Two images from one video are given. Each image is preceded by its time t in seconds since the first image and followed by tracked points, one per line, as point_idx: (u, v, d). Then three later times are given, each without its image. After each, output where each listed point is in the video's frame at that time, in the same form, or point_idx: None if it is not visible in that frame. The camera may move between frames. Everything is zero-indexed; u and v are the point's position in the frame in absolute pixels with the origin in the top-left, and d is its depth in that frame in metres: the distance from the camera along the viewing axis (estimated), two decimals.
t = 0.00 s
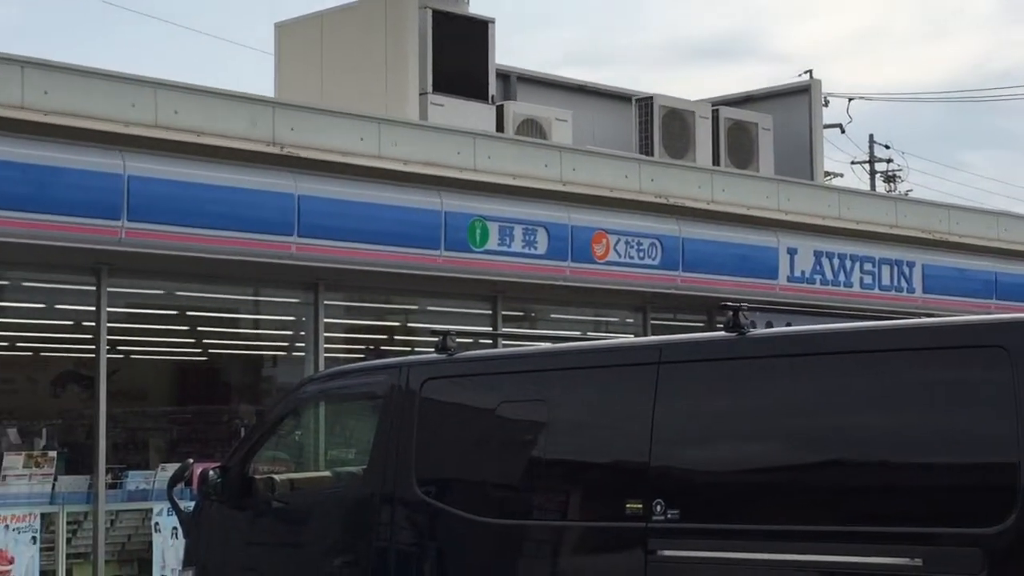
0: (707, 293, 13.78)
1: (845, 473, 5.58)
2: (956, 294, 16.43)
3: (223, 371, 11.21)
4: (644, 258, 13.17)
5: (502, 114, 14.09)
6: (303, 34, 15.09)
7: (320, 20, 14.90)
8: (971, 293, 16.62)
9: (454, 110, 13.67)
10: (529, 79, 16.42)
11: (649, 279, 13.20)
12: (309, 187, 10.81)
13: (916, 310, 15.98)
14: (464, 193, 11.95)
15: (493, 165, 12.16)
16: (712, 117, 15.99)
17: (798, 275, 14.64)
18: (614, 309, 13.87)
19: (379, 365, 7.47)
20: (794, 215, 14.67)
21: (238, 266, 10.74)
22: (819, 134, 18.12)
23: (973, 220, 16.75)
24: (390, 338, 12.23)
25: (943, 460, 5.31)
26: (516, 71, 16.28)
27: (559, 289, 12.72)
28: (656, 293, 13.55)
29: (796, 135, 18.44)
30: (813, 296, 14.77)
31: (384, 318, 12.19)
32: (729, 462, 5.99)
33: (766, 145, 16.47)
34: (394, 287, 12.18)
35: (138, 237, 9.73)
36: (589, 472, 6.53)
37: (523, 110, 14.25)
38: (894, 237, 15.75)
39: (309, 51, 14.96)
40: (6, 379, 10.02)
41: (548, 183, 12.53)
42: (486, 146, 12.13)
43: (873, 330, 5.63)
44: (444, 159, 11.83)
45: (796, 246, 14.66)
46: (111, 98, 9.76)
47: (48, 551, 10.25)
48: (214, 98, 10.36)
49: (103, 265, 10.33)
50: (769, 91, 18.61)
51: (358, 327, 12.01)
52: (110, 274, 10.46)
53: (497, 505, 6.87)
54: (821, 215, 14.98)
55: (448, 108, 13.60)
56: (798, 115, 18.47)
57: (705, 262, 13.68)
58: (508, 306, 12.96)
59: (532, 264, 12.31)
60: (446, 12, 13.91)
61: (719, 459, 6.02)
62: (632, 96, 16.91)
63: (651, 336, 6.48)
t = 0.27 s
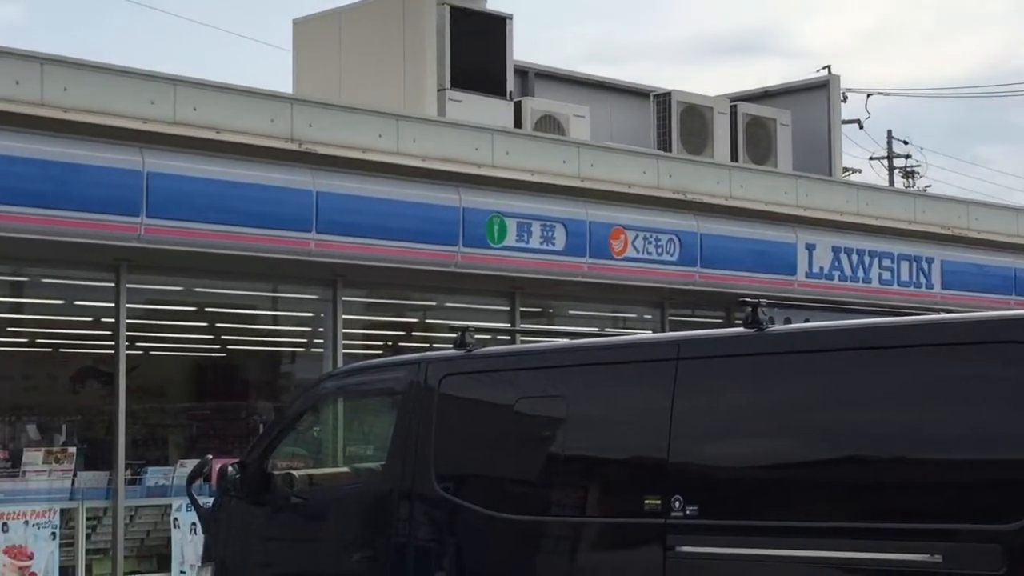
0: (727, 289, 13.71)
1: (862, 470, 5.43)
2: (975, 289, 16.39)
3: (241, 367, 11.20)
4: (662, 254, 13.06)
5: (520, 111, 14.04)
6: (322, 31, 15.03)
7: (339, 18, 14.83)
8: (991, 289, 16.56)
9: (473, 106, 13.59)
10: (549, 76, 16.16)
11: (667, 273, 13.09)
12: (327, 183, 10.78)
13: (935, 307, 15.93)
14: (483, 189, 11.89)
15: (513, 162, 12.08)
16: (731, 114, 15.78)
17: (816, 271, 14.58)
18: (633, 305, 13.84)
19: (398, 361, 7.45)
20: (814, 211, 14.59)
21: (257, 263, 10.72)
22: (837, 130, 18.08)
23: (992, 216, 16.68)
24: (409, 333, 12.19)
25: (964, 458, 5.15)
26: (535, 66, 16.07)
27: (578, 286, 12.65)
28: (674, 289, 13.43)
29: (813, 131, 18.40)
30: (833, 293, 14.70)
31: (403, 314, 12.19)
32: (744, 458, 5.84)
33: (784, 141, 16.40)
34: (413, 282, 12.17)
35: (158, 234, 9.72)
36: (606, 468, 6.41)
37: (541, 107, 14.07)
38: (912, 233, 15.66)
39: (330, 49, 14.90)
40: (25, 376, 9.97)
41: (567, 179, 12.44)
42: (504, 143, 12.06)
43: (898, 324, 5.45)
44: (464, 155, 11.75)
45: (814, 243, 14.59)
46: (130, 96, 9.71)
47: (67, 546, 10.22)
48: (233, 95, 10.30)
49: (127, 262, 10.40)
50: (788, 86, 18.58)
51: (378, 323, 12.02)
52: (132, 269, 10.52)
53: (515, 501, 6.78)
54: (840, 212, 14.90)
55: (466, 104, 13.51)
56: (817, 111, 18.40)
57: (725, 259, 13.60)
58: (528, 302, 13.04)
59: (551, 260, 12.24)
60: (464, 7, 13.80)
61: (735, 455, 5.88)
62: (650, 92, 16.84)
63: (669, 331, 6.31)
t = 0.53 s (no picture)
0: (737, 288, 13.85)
1: (874, 464, 5.48)
2: (982, 287, 16.51)
3: (264, 362, 11.34)
4: (675, 252, 13.20)
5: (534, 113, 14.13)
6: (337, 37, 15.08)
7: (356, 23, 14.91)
8: (998, 286, 16.68)
9: (489, 108, 13.68)
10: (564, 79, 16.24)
11: (680, 271, 13.25)
12: (346, 184, 10.92)
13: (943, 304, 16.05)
14: (499, 188, 12.03)
15: (526, 163, 12.14)
16: (742, 114, 15.92)
17: (826, 269, 14.69)
18: (645, 303, 13.99)
19: (415, 357, 7.60)
20: (823, 210, 14.72)
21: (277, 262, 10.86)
22: (847, 130, 18.20)
23: (1000, 215, 16.79)
24: (426, 331, 12.40)
25: (977, 452, 5.19)
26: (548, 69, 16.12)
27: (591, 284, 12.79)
28: (685, 287, 13.57)
29: (823, 131, 18.53)
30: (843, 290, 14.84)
31: (419, 312, 12.36)
32: (757, 452, 5.89)
33: (794, 141, 16.51)
34: (429, 280, 12.32)
35: (181, 233, 9.87)
36: (620, 461, 6.46)
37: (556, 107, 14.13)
38: (920, 232, 15.78)
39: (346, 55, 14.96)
40: (52, 371, 10.14)
41: (581, 178, 12.55)
42: (518, 144, 12.13)
43: (912, 320, 5.50)
44: (480, 156, 11.84)
45: (824, 241, 14.71)
46: (153, 98, 9.86)
47: (94, 538, 10.35)
48: (254, 97, 10.44)
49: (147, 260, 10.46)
50: (798, 86, 18.71)
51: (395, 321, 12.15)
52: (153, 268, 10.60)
53: (533, 494, 6.83)
54: (849, 211, 15.02)
55: (484, 107, 13.62)
56: (827, 112, 18.53)
57: (735, 257, 13.75)
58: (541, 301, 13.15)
59: (566, 259, 12.37)
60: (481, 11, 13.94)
61: (747, 449, 5.93)
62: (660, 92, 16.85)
63: (682, 327, 6.38)
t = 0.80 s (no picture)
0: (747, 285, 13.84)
1: (890, 460, 5.55)
2: (991, 286, 16.56)
3: (281, 360, 11.28)
4: (687, 251, 13.15)
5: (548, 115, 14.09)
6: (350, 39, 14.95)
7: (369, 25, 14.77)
8: (1007, 285, 16.75)
9: (503, 109, 13.57)
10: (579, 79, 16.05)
11: (693, 271, 13.21)
12: (363, 184, 10.79)
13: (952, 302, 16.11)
14: (514, 188, 11.93)
15: (540, 163, 12.10)
16: (753, 114, 16.00)
17: (837, 268, 14.70)
18: (660, 301, 13.90)
19: (431, 355, 7.68)
20: (835, 209, 14.79)
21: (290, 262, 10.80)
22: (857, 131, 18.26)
23: (1010, 215, 16.86)
24: (442, 330, 12.33)
25: (991, 448, 5.25)
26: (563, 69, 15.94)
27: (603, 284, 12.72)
28: (697, 286, 13.54)
29: (836, 131, 18.59)
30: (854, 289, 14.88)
31: (434, 310, 12.27)
32: (772, 449, 5.96)
33: (806, 141, 16.58)
34: (445, 279, 12.21)
35: (201, 233, 9.69)
36: (634, 458, 6.54)
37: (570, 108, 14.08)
38: (930, 230, 15.84)
39: (359, 57, 14.82)
40: (74, 369, 10.12)
41: (594, 178, 12.51)
42: (534, 147, 12.09)
43: (923, 319, 5.57)
44: (494, 158, 11.78)
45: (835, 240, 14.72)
46: (172, 99, 9.66)
47: (116, 533, 10.36)
48: (272, 98, 10.27)
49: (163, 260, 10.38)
50: (808, 87, 18.78)
51: (412, 318, 12.07)
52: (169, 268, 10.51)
53: (548, 491, 6.91)
54: (860, 211, 15.08)
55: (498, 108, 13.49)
56: (837, 112, 18.59)
57: (747, 256, 13.76)
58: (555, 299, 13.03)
59: (580, 258, 12.30)
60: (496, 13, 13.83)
61: (763, 446, 5.99)
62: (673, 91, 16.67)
63: (695, 325, 6.46)
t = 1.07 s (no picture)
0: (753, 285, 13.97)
1: (894, 454, 5.53)
2: (994, 284, 16.75)
3: (303, 358, 11.41)
4: (697, 251, 13.27)
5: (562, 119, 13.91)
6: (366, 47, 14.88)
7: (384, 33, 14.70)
8: (1009, 283, 16.96)
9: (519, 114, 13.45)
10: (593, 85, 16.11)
11: (703, 272, 13.33)
12: (384, 186, 10.85)
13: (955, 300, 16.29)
14: (528, 190, 11.99)
15: (555, 166, 12.29)
16: (761, 118, 16.23)
17: (842, 267, 14.87)
18: (670, 300, 14.08)
19: (448, 352, 7.87)
20: (839, 211, 15.02)
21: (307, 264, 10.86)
22: (860, 135, 18.53)
23: (1009, 216, 17.16)
24: (461, 327, 12.44)
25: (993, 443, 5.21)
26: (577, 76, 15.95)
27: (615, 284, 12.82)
28: (706, 285, 13.67)
29: (841, 134, 18.81)
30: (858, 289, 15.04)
31: (452, 309, 12.43)
32: (779, 443, 5.98)
33: (811, 144, 16.81)
34: (463, 278, 12.39)
35: (227, 234, 9.75)
36: (645, 452, 6.61)
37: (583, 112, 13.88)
38: (933, 230, 16.05)
39: (379, 63, 14.72)
40: (104, 366, 10.26)
41: (607, 181, 12.70)
42: (548, 149, 12.25)
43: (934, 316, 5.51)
44: (511, 160, 11.94)
45: (840, 239, 14.90)
46: (197, 104, 9.82)
47: (144, 525, 10.47)
48: (294, 103, 10.43)
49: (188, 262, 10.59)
50: (814, 92, 19.04)
51: (431, 316, 12.21)
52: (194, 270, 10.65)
53: (562, 483, 7.02)
54: (865, 212, 15.31)
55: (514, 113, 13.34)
56: (843, 116, 18.83)
57: (756, 255, 13.86)
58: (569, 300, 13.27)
59: (592, 258, 12.39)
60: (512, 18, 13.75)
61: (769, 440, 6.03)
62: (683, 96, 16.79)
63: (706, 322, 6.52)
